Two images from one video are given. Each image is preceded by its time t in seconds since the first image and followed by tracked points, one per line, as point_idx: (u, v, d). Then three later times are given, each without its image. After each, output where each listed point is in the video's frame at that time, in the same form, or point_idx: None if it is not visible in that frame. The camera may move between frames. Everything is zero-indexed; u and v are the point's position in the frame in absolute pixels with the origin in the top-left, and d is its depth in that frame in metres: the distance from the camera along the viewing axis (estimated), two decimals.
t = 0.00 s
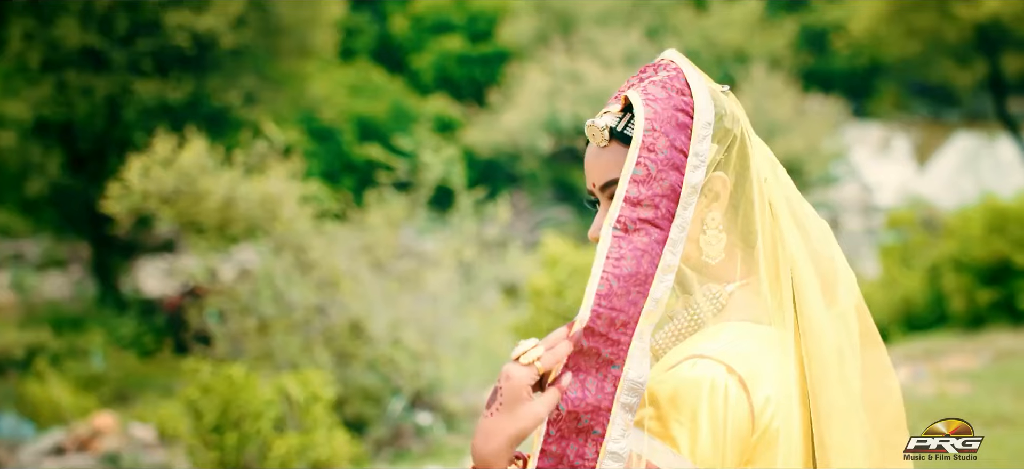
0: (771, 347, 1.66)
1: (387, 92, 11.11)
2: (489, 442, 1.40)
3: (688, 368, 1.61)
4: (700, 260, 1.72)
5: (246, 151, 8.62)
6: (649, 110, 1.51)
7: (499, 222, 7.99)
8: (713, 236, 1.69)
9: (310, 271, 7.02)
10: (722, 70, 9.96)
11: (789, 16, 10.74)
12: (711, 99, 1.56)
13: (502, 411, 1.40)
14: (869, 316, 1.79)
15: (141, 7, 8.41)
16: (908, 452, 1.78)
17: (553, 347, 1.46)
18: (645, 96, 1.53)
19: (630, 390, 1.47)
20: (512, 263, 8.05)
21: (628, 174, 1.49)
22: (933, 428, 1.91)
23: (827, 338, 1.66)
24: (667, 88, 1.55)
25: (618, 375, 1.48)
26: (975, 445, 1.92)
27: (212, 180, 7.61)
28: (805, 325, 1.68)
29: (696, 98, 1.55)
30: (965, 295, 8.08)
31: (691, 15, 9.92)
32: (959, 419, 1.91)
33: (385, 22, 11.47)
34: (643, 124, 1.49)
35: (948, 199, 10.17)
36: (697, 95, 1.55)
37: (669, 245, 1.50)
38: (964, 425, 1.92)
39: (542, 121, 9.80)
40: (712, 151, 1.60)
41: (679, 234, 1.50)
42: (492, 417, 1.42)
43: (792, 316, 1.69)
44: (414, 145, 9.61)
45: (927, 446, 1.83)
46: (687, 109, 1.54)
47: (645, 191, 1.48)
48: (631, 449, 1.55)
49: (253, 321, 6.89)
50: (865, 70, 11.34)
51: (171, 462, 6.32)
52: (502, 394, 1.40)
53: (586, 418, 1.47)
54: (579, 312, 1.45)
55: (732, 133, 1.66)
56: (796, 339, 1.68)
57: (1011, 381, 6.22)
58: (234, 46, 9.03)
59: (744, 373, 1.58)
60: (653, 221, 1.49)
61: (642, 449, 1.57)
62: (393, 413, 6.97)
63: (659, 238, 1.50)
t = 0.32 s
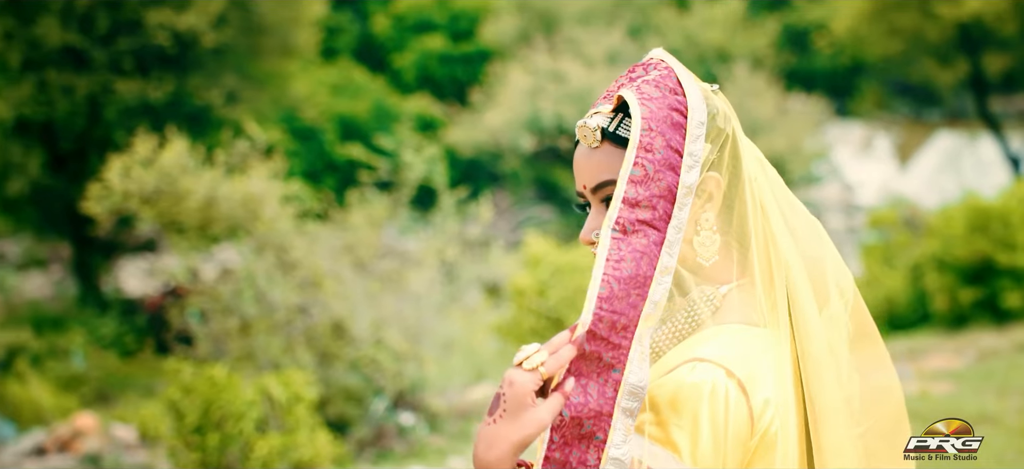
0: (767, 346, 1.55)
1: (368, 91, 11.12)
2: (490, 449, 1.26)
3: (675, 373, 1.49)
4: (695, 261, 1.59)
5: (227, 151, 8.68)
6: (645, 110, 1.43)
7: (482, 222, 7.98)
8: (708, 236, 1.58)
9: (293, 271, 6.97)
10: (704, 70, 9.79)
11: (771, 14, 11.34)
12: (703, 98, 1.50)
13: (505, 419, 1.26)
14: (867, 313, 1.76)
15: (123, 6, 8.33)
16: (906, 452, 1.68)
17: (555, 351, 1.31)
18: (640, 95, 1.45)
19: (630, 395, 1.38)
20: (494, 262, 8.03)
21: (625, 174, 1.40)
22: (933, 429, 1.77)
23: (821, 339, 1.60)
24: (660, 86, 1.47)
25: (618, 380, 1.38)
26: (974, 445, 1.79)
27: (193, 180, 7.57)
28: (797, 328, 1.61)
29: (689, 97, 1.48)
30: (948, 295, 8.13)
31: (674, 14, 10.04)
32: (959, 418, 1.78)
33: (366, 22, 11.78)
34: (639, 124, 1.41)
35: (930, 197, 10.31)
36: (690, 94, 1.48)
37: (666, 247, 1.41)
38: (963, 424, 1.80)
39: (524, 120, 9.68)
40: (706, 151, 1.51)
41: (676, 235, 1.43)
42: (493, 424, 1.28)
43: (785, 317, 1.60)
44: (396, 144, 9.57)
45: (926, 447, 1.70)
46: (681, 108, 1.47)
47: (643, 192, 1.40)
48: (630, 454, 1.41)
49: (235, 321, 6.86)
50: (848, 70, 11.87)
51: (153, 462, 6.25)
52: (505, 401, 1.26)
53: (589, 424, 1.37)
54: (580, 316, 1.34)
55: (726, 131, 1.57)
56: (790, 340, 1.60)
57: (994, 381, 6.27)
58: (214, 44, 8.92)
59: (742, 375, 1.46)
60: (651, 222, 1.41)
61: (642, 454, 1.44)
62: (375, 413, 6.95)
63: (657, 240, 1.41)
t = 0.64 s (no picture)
0: (766, 350, 1.58)
1: (352, 90, 11.08)
2: (500, 454, 1.36)
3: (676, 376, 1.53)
4: (691, 264, 1.59)
5: (211, 151, 8.65)
6: (643, 110, 1.45)
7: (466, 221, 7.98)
8: (704, 237, 1.59)
9: (276, 271, 6.97)
10: (688, 69, 9.89)
11: (754, 13, 11.64)
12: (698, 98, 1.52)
13: (514, 425, 1.37)
14: (867, 306, 1.79)
15: (106, 5, 8.24)
16: (906, 453, 1.72)
17: (562, 356, 1.41)
18: (638, 95, 1.47)
19: (635, 400, 1.41)
20: (478, 262, 8.01)
21: (625, 177, 1.43)
22: (932, 426, 1.83)
23: (817, 339, 1.62)
24: (656, 86, 1.49)
25: (622, 385, 1.42)
26: (974, 443, 1.86)
27: (176, 180, 7.53)
28: (794, 329, 1.63)
29: (684, 97, 1.50)
30: (932, 294, 8.17)
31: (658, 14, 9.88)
32: (958, 417, 1.84)
33: (349, 21, 11.80)
34: (638, 125, 1.44)
35: (914, 196, 10.37)
36: (685, 94, 1.50)
37: (665, 250, 1.44)
38: (964, 424, 1.87)
39: (508, 119, 9.69)
40: (703, 151, 1.53)
41: (675, 237, 1.45)
42: (503, 430, 1.38)
43: (782, 319, 1.62)
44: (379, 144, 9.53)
45: (926, 446, 1.75)
46: (677, 108, 1.49)
47: (643, 194, 1.43)
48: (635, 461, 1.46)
49: (219, 321, 6.88)
50: (830, 69, 11.92)
51: (136, 464, 6.20)
52: (513, 406, 1.37)
53: (595, 430, 1.42)
54: (586, 321, 1.39)
55: (720, 133, 1.59)
56: (788, 341, 1.62)
57: (979, 381, 6.31)
58: (197, 43, 8.85)
59: (741, 378, 1.51)
60: (651, 225, 1.43)
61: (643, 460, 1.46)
62: (360, 414, 6.88)
63: (657, 243, 1.44)
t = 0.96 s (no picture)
0: (766, 352, 1.58)
1: (337, 89, 11.02)
2: (509, 462, 1.35)
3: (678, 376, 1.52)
4: (691, 264, 1.60)
5: (196, 150, 8.61)
6: (645, 110, 1.45)
7: (453, 221, 7.96)
8: (700, 238, 1.59)
9: (262, 271, 6.97)
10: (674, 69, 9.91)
11: (740, 13, 11.73)
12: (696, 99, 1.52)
13: (523, 432, 1.35)
14: (871, 303, 1.79)
15: (91, 4, 8.18)
16: (906, 453, 1.72)
17: (570, 361, 1.39)
18: (639, 96, 1.47)
19: (640, 405, 1.41)
20: (463, 262, 7.97)
21: (629, 177, 1.42)
22: (933, 429, 1.77)
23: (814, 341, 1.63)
24: (655, 86, 1.49)
25: (627, 390, 1.41)
26: (974, 446, 1.81)
27: (162, 179, 7.50)
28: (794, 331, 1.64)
29: (683, 98, 1.50)
30: (918, 293, 8.20)
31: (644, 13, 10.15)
32: (958, 418, 1.79)
33: (335, 20, 11.66)
34: (641, 125, 1.43)
35: (900, 196, 10.42)
36: (684, 95, 1.50)
37: (668, 251, 1.44)
38: (963, 424, 1.82)
39: (494, 119, 9.68)
40: (702, 152, 1.53)
41: (677, 239, 1.45)
42: (511, 438, 1.36)
43: (781, 321, 1.63)
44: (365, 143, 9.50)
45: (926, 446, 1.73)
46: (676, 108, 1.49)
47: (647, 195, 1.43)
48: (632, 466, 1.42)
49: (205, 321, 6.86)
50: (817, 69, 11.93)
51: (121, 464, 6.17)
52: (523, 412, 1.36)
53: (602, 435, 1.42)
54: (593, 324, 1.39)
55: (718, 133, 1.58)
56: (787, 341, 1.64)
57: (965, 380, 6.34)
58: (183, 42, 8.80)
59: (745, 381, 1.48)
60: (654, 226, 1.43)
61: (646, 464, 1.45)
62: (346, 414, 6.85)
63: (659, 245, 1.44)
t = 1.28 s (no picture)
0: (770, 353, 1.58)
1: (323, 88, 10.95)
2: None
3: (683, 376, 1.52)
4: (693, 266, 1.60)
5: (182, 149, 8.57)
6: (650, 110, 1.44)
7: (440, 221, 7.95)
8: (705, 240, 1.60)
9: (249, 270, 6.96)
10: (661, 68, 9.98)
11: (725, 13, 11.92)
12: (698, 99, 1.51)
13: (537, 439, 1.27)
14: (877, 298, 1.78)
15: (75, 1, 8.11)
16: (906, 452, 1.73)
17: (583, 366, 1.35)
18: (643, 95, 1.46)
19: (650, 409, 1.38)
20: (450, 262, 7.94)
21: (636, 178, 1.41)
22: (934, 429, 1.80)
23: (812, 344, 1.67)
24: (658, 85, 1.48)
25: (637, 395, 1.37)
26: (974, 445, 1.85)
27: (147, 179, 7.46)
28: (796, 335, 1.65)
29: (685, 97, 1.50)
30: (905, 293, 8.24)
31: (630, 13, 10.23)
32: (959, 419, 1.83)
33: (321, 19, 11.62)
34: (647, 125, 1.42)
35: (887, 196, 10.48)
36: (686, 94, 1.49)
37: (674, 253, 1.42)
38: (963, 424, 1.86)
39: (481, 118, 9.70)
40: (705, 153, 1.53)
41: (683, 241, 1.43)
42: (522, 446, 1.29)
43: (783, 324, 1.63)
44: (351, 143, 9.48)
45: (926, 447, 1.74)
46: (679, 108, 1.48)
47: (654, 197, 1.41)
48: None
49: (191, 320, 6.84)
50: (802, 69, 12.03)
51: (107, 465, 6.13)
52: (536, 421, 1.28)
53: (615, 441, 1.37)
54: (605, 328, 1.34)
55: (720, 133, 1.58)
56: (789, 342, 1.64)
57: (954, 380, 6.38)
58: (168, 40, 8.74)
59: (751, 383, 1.48)
60: (661, 228, 1.41)
61: None
62: (333, 414, 6.84)
63: (666, 246, 1.42)
